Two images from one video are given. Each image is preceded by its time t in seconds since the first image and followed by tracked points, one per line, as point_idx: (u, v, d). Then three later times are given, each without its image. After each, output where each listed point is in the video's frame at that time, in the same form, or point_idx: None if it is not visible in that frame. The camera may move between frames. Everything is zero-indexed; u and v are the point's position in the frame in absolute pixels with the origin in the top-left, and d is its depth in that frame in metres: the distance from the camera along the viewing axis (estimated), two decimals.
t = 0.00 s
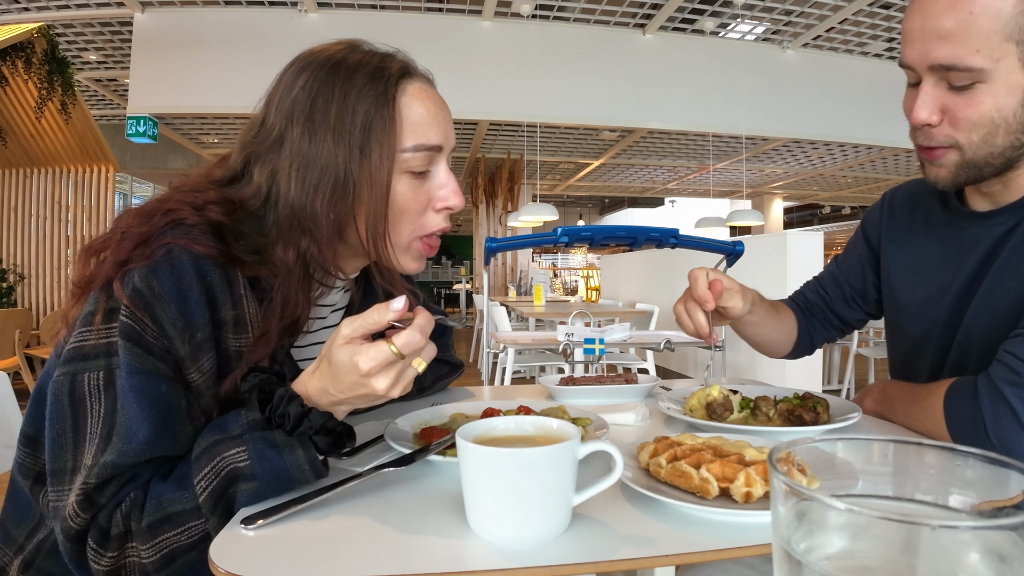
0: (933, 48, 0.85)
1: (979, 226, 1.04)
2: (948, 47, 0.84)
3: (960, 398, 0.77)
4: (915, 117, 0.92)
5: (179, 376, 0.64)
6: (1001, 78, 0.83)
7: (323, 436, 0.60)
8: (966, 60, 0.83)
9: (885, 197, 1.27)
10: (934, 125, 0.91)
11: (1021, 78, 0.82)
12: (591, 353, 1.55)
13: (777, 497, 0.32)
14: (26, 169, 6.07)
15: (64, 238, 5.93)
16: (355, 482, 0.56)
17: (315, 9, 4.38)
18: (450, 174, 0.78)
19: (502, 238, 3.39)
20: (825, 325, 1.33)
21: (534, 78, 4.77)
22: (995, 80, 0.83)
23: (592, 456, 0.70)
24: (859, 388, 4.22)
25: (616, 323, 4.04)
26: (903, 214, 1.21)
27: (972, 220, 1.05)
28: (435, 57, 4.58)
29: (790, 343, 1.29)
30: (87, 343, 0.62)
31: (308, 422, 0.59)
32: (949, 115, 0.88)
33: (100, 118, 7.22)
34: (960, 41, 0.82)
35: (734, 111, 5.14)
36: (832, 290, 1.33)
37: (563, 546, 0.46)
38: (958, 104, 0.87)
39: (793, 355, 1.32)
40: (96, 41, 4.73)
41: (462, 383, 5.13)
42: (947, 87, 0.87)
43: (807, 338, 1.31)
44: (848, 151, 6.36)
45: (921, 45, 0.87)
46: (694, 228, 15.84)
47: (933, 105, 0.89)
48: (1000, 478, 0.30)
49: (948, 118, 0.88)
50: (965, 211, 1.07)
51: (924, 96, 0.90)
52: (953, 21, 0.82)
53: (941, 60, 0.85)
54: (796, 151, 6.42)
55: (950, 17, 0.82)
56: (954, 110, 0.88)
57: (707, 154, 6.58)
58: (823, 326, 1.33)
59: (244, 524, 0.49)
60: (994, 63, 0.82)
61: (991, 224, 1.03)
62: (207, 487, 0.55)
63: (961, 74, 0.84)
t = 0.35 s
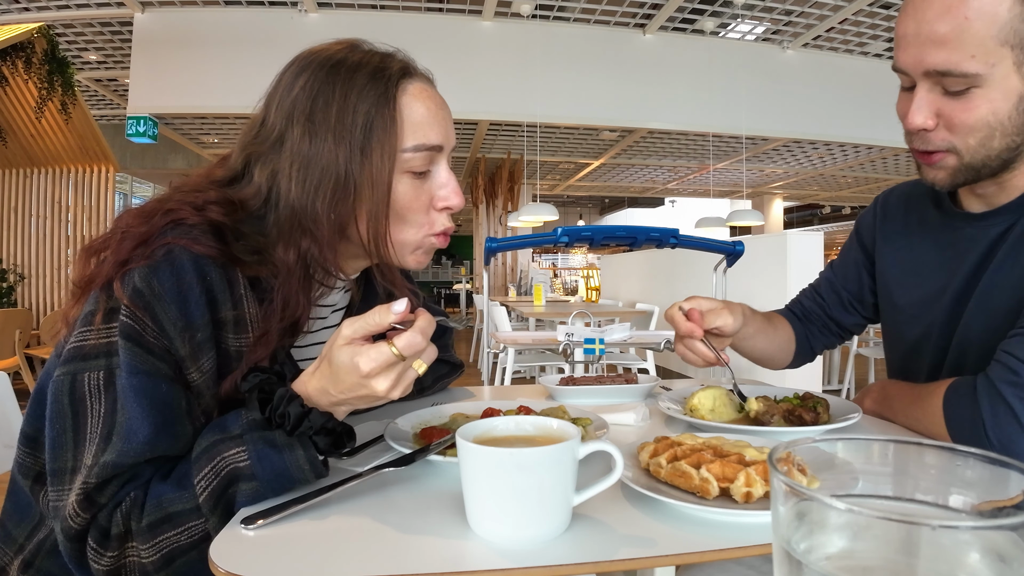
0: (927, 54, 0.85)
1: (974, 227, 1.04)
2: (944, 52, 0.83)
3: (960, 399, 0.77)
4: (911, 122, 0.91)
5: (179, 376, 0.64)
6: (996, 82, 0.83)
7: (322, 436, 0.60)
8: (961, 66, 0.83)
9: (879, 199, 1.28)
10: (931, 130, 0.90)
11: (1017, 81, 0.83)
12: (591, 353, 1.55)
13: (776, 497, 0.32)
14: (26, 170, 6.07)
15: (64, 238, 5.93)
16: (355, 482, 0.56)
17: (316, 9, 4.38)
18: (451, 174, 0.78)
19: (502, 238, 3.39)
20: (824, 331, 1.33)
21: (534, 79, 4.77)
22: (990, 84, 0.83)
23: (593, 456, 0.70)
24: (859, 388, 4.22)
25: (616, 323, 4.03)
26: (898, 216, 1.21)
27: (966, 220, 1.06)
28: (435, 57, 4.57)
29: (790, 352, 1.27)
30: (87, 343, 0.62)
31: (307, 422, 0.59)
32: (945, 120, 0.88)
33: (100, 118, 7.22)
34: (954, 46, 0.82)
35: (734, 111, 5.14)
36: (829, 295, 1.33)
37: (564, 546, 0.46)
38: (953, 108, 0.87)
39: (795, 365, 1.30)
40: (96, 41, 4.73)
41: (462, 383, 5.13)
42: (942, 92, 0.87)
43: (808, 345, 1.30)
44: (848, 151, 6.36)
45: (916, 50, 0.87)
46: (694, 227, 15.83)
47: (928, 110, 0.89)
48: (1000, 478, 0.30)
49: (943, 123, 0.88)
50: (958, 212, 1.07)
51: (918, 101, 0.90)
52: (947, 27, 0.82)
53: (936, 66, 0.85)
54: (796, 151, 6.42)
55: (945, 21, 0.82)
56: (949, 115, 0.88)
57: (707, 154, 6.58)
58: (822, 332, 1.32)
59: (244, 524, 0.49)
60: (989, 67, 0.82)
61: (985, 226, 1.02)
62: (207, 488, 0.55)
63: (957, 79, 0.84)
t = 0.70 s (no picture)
0: (910, 53, 0.85)
1: (966, 228, 1.04)
2: (926, 51, 0.84)
3: (959, 399, 0.77)
4: (896, 121, 0.92)
5: (179, 375, 0.64)
6: (978, 81, 0.83)
7: (323, 436, 0.61)
8: (943, 65, 0.83)
9: (873, 203, 1.28)
10: (916, 128, 0.90)
11: (998, 79, 0.83)
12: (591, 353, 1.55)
13: (777, 497, 0.32)
14: (26, 170, 6.07)
15: (64, 238, 5.93)
16: (355, 482, 0.56)
17: (315, 9, 4.38)
18: (450, 173, 0.78)
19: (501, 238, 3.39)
20: (818, 334, 1.32)
21: (534, 79, 4.77)
22: (971, 83, 0.83)
23: (593, 456, 0.70)
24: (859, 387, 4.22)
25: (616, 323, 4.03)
26: (890, 218, 1.21)
27: (959, 222, 1.06)
28: (435, 57, 4.57)
29: (779, 352, 1.26)
30: (87, 343, 0.62)
31: (308, 423, 0.59)
32: (929, 118, 0.88)
33: (100, 118, 7.22)
34: (936, 46, 0.83)
35: (734, 110, 5.14)
36: (823, 299, 1.33)
37: (563, 546, 0.46)
38: (937, 106, 0.87)
39: (789, 368, 1.30)
40: (96, 41, 4.73)
41: (462, 383, 5.13)
42: (926, 90, 0.87)
43: (801, 348, 1.29)
44: (848, 151, 6.36)
45: (899, 51, 0.87)
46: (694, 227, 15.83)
47: (912, 109, 0.89)
48: (1001, 478, 0.30)
49: (927, 122, 0.89)
50: (952, 213, 1.07)
51: (903, 100, 0.90)
52: (930, 27, 0.82)
53: (917, 65, 0.85)
54: (796, 151, 6.41)
55: (927, 22, 0.82)
56: (934, 113, 0.88)
57: (707, 154, 6.58)
58: (816, 335, 1.31)
59: (244, 524, 0.49)
60: (971, 66, 0.82)
61: (978, 227, 1.03)
62: (207, 488, 0.55)
63: (940, 78, 0.84)
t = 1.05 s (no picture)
0: (881, 42, 0.95)
1: (958, 229, 1.05)
2: (895, 40, 0.93)
3: (958, 398, 0.77)
4: (871, 106, 1.00)
5: (180, 375, 0.64)
6: (942, 61, 0.91)
7: (323, 437, 0.61)
8: (909, 47, 0.92)
9: (864, 207, 1.28)
10: (889, 111, 0.98)
11: (963, 62, 0.91)
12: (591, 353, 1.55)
13: (777, 497, 0.32)
14: (27, 170, 6.07)
15: (64, 238, 5.93)
16: (355, 482, 0.56)
17: (315, 9, 4.38)
18: (448, 169, 0.78)
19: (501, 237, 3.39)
20: (808, 335, 1.31)
21: (534, 78, 4.77)
22: (937, 64, 0.91)
23: (593, 456, 0.70)
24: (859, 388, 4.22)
25: (616, 323, 4.04)
26: (882, 220, 1.22)
27: (950, 223, 1.06)
28: (435, 57, 4.57)
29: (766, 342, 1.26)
30: (87, 342, 0.62)
31: (309, 424, 0.59)
32: (900, 100, 0.96)
33: (101, 118, 7.23)
34: (903, 33, 0.92)
35: (734, 110, 5.14)
36: (816, 302, 1.33)
37: (563, 545, 0.46)
38: (906, 89, 0.95)
39: (777, 369, 1.28)
40: (97, 41, 4.73)
41: (461, 383, 5.13)
42: (896, 76, 0.96)
43: (791, 349, 1.28)
44: (848, 151, 6.36)
45: (872, 44, 0.97)
46: (694, 228, 15.82)
47: (884, 93, 0.98)
48: (1001, 478, 0.30)
49: (899, 104, 0.96)
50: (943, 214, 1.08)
51: (876, 86, 0.99)
52: (897, 17, 0.92)
53: (888, 51, 0.94)
54: (796, 151, 6.42)
55: (895, 13, 0.93)
56: (904, 95, 0.95)
57: (707, 154, 6.58)
58: (806, 336, 1.31)
59: (244, 524, 0.49)
60: (935, 48, 0.91)
61: (968, 227, 1.03)
62: (208, 488, 0.55)
63: (908, 62, 0.93)
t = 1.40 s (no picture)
0: (850, 50, 1.00)
1: (941, 231, 1.07)
2: (862, 47, 0.98)
3: (956, 398, 0.78)
4: (844, 111, 1.05)
5: (179, 375, 0.64)
6: (907, 62, 0.95)
7: (323, 438, 0.61)
8: (875, 51, 0.96)
9: (851, 213, 1.29)
10: (863, 114, 1.02)
11: (928, 61, 0.95)
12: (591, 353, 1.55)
13: (777, 497, 0.32)
14: (27, 170, 6.07)
15: (64, 238, 5.92)
16: (355, 482, 0.56)
17: (316, 9, 4.38)
18: (448, 171, 0.78)
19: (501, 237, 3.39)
20: (802, 343, 1.31)
21: (534, 78, 4.77)
22: (903, 65, 0.96)
23: (593, 456, 0.70)
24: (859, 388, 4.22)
25: (616, 323, 4.04)
26: (870, 224, 1.23)
27: (933, 225, 1.08)
28: (435, 57, 4.57)
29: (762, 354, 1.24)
30: (87, 342, 0.62)
31: (310, 424, 0.59)
32: (871, 102, 1.00)
33: (101, 118, 7.22)
34: (870, 40, 0.97)
35: (734, 110, 5.14)
36: (807, 308, 1.33)
37: (564, 546, 0.46)
38: (876, 91, 0.99)
39: (777, 381, 1.26)
40: (97, 41, 4.73)
41: (461, 383, 5.13)
42: (867, 80, 1.00)
43: (786, 357, 1.27)
44: (848, 151, 6.36)
45: (843, 52, 1.02)
46: (694, 228, 15.80)
47: (857, 98, 1.02)
48: (1001, 478, 0.30)
49: (871, 106, 1.01)
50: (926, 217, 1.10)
51: (849, 92, 1.03)
52: (862, 26, 0.98)
53: (856, 57, 0.99)
54: (796, 151, 6.41)
55: (860, 23, 0.98)
56: (875, 97, 1.00)
57: (707, 154, 6.57)
58: (800, 343, 1.31)
59: (244, 524, 0.49)
60: (900, 50, 0.95)
61: (950, 227, 1.05)
62: (208, 488, 0.55)
63: (875, 65, 0.98)
